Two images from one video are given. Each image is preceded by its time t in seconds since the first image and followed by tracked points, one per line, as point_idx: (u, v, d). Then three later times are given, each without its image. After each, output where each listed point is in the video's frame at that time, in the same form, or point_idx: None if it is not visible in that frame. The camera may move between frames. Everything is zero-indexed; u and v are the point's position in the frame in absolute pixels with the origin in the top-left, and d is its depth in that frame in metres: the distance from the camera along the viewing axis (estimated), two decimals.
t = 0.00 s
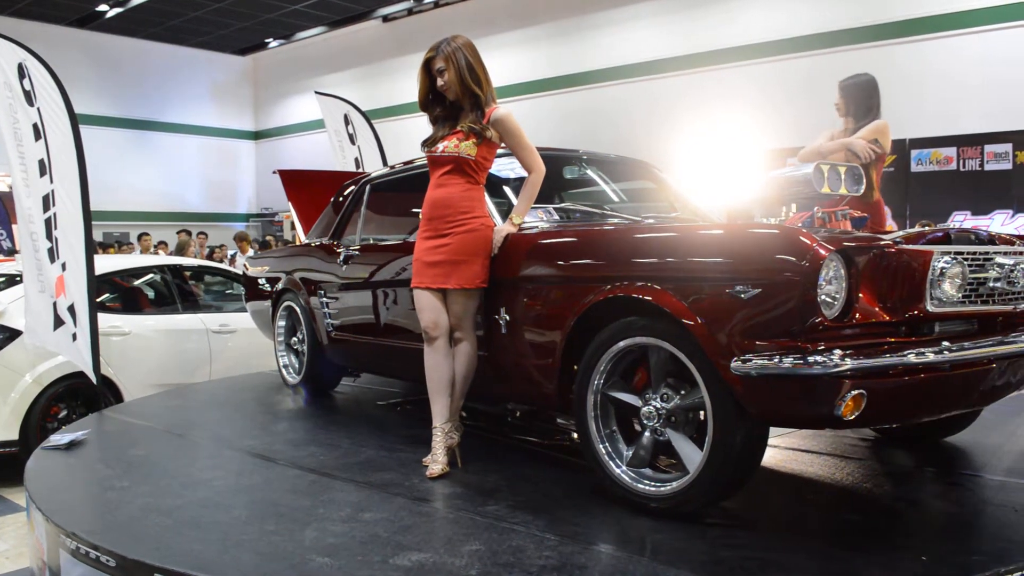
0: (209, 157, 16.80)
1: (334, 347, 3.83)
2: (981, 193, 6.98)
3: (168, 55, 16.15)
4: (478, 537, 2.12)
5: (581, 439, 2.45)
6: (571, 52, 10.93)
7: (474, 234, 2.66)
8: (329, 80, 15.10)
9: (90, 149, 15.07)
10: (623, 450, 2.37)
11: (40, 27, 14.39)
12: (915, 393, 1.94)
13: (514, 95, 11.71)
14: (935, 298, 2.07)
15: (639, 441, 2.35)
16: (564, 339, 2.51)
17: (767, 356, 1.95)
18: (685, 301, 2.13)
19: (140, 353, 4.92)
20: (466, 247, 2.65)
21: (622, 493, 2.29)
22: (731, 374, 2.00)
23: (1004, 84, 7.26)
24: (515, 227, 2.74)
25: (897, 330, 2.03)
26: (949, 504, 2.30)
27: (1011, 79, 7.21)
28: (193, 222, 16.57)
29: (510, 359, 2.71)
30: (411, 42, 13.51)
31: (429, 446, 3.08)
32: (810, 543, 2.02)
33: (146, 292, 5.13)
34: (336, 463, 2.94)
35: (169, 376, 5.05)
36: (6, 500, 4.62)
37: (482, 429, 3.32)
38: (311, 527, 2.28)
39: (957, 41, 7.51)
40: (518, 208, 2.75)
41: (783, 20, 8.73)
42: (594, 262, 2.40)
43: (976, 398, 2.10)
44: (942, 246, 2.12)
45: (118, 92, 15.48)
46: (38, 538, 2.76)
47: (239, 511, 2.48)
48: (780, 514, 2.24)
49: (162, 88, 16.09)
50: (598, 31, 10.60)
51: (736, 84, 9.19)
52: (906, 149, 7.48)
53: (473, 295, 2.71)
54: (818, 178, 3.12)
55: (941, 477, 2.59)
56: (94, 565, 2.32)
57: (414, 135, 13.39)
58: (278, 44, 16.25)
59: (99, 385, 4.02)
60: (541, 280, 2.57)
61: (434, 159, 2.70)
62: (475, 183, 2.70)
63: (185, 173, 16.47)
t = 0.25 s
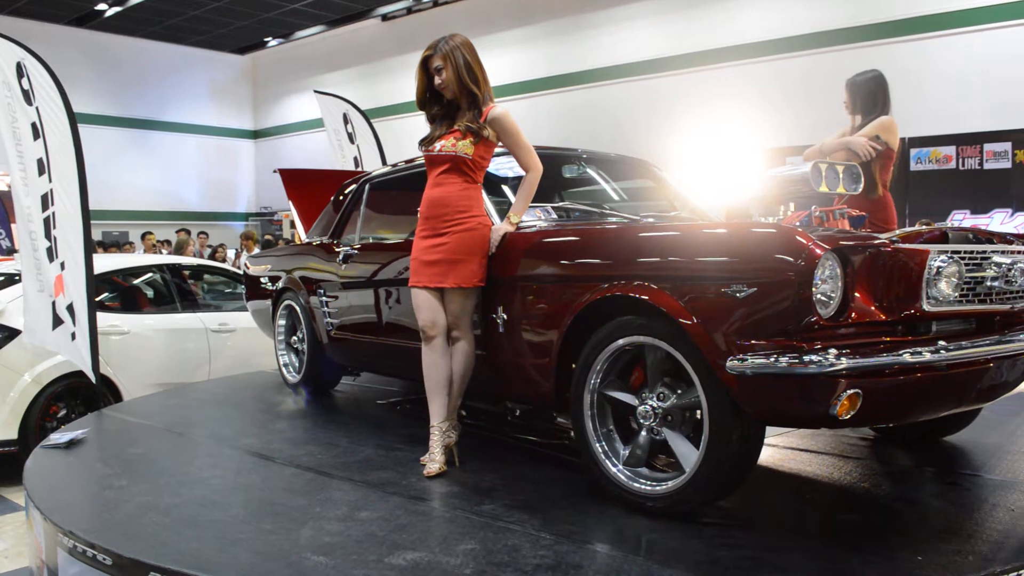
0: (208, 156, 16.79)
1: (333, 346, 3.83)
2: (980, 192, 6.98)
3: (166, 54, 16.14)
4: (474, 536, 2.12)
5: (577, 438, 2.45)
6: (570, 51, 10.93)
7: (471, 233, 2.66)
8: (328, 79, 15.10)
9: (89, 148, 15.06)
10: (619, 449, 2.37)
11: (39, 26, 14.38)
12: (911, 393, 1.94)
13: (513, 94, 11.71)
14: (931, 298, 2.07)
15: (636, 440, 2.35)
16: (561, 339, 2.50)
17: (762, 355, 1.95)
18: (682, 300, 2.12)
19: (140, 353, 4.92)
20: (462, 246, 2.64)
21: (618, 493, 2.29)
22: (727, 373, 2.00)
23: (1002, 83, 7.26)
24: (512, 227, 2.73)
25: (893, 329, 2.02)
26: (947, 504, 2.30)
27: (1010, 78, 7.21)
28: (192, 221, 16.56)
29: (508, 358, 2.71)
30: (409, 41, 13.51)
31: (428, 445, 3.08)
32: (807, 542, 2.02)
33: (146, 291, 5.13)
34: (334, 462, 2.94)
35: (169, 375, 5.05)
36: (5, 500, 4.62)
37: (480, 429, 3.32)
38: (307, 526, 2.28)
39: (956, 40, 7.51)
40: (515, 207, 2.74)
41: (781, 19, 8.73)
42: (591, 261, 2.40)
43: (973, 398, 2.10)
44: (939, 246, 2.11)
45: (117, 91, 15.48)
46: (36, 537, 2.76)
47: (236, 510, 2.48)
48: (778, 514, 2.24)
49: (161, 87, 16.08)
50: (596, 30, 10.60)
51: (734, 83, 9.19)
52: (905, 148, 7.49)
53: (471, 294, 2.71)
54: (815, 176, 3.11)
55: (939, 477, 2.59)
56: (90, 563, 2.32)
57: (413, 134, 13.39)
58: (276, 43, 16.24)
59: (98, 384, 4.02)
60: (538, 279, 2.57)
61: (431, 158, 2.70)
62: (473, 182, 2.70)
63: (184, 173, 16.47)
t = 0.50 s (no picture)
0: (208, 156, 16.78)
1: (334, 345, 3.83)
2: (980, 192, 6.98)
3: (166, 53, 16.13)
4: (471, 535, 2.12)
5: (575, 438, 2.45)
6: (570, 51, 10.92)
7: (469, 233, 2.66)
8: (328, 78, 15.09)
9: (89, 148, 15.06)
10: (617, 449, 2.37)
11: (39, 25, 14.38)
12: (908, 394, 1.94)
13: (513, 94, 11.70)
14: (928, 298, 2.06)
15: (634, 440, 2.35)
16: (559, 339, 2.51)
17: (759, 355, 1.95)
18: (679, 301, 2.12)
19: (140, 352, 4.92)
20: (460, 246, 2.64)
21: (615, 493, 2.29)
22: (723, 373, 2.00)
23: (1002, 83, 7.26)
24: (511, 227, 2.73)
25: (891, 329, 2.02)
26: (945, 504, 2.31)
27: (1010, 77, 7.20)
28: (192, 221, 16.55)
29: (507, 358, 2.71)
30: (410, 40, 13.51)
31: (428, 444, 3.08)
32: (804, 542, 2.02)
33: (145, 291, 5.13)
34: (332, 462, 2.94)
35: (169, 375, 5.05)
36: (5, 499, 4.62)
37: (480, 428, 3.32)
38: (304, 525, 2.28)
39: (956, 39, 7.50)
40: (514, 207, 2.74)
41: (782, 19, 8.73)
42: (588, 261, 2.40)
43: (970, 398, 2.10)
44: (936, 246, 2.11)
45: (117, 91, 15.48)
46: (35, 536, 2.76)
47: (234, 509, 2.48)
48: (776, 514, 2.24)
49: (160, 86, 16.08)
50: (596, 29, 10.60)
51: (735, 82, 9.19)
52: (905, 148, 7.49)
53: (469, 294, 2.70)
54: (814, 176, 3.00)
55: (938, 477, 2.58)
56: (88, 562, 2.32)
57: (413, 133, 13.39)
58: (276, 43, 16.24)
59: (98, 383, 4.02)
60: (536, 279, 2.57)
61: (429, 158, 2.70)
62: (471, 182, 2.70)
63: (184, 172, 16.46)
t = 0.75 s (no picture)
0: (208, 156, 16.78)
1: (335, 345, 3.84)
2: (980, 192, 6.97)
3: (167, 53, 16.14)
4: (467, 535, 2.12)
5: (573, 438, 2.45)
6: (571, 51, 10.92)
7: (468, 233, 2.66)
8: (328, 78, 15.09)
9: (89, 148, 15.07)
10: (614, 449, 2.37)
11: (39, 25, 14.38)
12: (904, 395, 1.94)
13: (514, 94, 11.70)
14: (925, 299, 2.06)
15: (631, 440, 2.35)
16: (557, 339, 2.51)
17: (756, 355, 1.95)
18: (677, 301, 2.12)
19: (140, 351, 4.92)
20: (459, 246, 2.64)
21: (612, 492, 2.29)
22: (720, 373, 2.00)
23: (1003, 83, 7.26)
24: (509, 227, 2.73)
25: (888, 330, 2.02)
26: (942, 505, 2.31)
27: (1010, 77, 7.20)
28: (192, 220, 16.56)
29: (505, 358, 2.71)
30: (410, 40, 13.51)
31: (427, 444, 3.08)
32: (801, 542, 2.02)
33: (146, 290, 5.13)
34: (331, 461, 2.94)
35: (169, 375, 5.05)
36: (6, 499, 4.62)
37: (480, 428, 3.32)
38: (301, 525, 2.28)
39: (956, 39, 7.50)
40: (512, 207, 2.74)
41: (782, 19, 8.73)
42: (586, 262, 2.40)
43: (968, 398, 2.09)
44: (934, 246, 2.10)
45: (118, 91, 15.49)
46: (34, 535, 2.76)
47: (232, 508, 2.48)
48: (774, 514, 2.24)
49: (161, 86, 16.08)
50: (596, 29, 10.60)
51: (735, 82, 9.19)
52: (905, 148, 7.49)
53: (467, 294, 2.70)
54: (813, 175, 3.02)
55: (937, 478, 2.58)
56: (85, 561, 2.32)
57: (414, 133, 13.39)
58: (277, 43, 16.24)
59: (98, 383, 4.02)
60: (535, 279, 2.57)
61: (428, 158, 2.70)
62: (470, 182, 2.70)
63: (185, 172, 16.47)
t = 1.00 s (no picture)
0: (209, 155, 16.78)
1: (336, 344, 3.84)
2: (981, 192, 6.97)
3: (167, 53, 16.13)
4: (464, 535, 2.12)
5: (571, 437, 2.45)
6: (571, 51, 10.91)
7: (467, 233, 2.65)
8: (329, 78, 15.09)
9: (89, 147, 15.06)
10: (613, 448, 2.37)
11: (39, 24, 14.37)
12: (902, 395, 1.93)
13: (514, 93, 11.69)
14: (923, 299, 2.06)
15: (629, 440, 2.35)
16: (555, 339, 2.50)
17: (753, 355, 1.95)
18: (676, 302, 2.12)
19: (141, 351, 4.92)
20: (458, 246, 2.64)
21: (610, 492, 2.29)
22: (718, 374, 2.00)
23: (1003, 83, 7.25)
24: (508, 226, 2.73)
25: (886, 330, 2.02)
26: (941, 505, 2.31)
27: (1011, 77, 7.19)
28: (193, 220, 16.56)
29: (504, 357, 2.71)
30: (410, 40, 13.51)
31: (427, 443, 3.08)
32: (799, 543, 2.02)
33: (146, 290, 5.13)
34: (331, 460, 2.94)
35: (170, 374, 5.05)
36: (6, 498, 4.62)
37: (480, 427, 3.32)
38: (299, 524, 2.28)
39: (957, 39, 7.49)
40: (512, 207, 2.74)
41: (783, 19, 8.72)
42: (584, 261, 2.40)
43: (966, 399, 2.09)
44: (932, 246, 2.10)
45: (119, 90, 15.49)
46: (35, 534, 2.76)
47: (231, 507, 2.48)
48: (773, 515, 2.24)
49: (161, 86, 16.07)
50: (597, 29, 10.59)
51: (735, 82, 9.18)
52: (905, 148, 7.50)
53: (467, 294, 2.70)
54: (812, 175, 3.04)
55: (938, 479, 2.58)
56: (84, 560, 2.32)
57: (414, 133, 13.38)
58: (277, 42, 16.23)
59: (98, 383, 4.02)
60: (533, 279, 2.57)
61: (427, 158, 2.70)
62: (469, 181, 2.70)
63: (185, 171, 16.46)
